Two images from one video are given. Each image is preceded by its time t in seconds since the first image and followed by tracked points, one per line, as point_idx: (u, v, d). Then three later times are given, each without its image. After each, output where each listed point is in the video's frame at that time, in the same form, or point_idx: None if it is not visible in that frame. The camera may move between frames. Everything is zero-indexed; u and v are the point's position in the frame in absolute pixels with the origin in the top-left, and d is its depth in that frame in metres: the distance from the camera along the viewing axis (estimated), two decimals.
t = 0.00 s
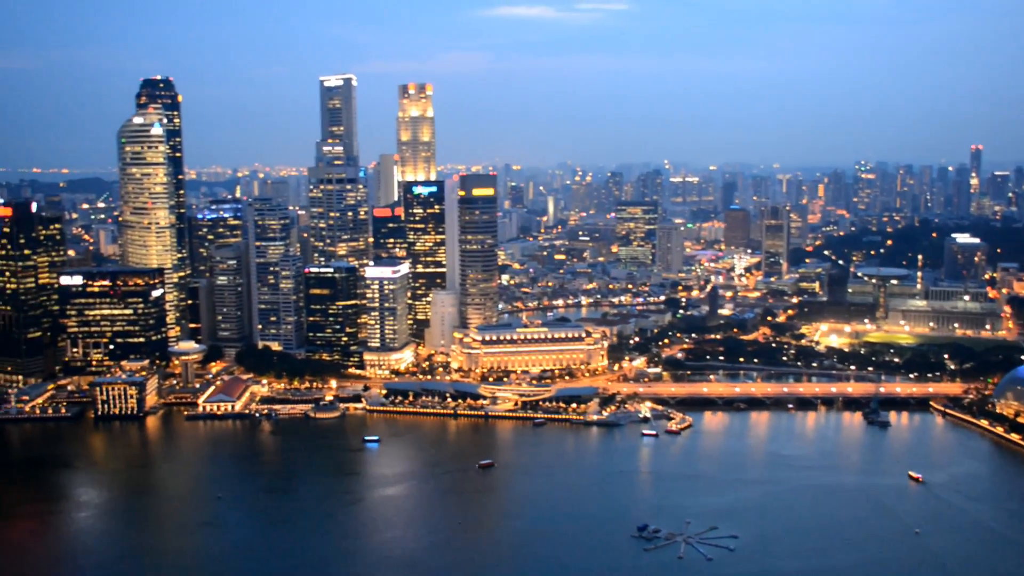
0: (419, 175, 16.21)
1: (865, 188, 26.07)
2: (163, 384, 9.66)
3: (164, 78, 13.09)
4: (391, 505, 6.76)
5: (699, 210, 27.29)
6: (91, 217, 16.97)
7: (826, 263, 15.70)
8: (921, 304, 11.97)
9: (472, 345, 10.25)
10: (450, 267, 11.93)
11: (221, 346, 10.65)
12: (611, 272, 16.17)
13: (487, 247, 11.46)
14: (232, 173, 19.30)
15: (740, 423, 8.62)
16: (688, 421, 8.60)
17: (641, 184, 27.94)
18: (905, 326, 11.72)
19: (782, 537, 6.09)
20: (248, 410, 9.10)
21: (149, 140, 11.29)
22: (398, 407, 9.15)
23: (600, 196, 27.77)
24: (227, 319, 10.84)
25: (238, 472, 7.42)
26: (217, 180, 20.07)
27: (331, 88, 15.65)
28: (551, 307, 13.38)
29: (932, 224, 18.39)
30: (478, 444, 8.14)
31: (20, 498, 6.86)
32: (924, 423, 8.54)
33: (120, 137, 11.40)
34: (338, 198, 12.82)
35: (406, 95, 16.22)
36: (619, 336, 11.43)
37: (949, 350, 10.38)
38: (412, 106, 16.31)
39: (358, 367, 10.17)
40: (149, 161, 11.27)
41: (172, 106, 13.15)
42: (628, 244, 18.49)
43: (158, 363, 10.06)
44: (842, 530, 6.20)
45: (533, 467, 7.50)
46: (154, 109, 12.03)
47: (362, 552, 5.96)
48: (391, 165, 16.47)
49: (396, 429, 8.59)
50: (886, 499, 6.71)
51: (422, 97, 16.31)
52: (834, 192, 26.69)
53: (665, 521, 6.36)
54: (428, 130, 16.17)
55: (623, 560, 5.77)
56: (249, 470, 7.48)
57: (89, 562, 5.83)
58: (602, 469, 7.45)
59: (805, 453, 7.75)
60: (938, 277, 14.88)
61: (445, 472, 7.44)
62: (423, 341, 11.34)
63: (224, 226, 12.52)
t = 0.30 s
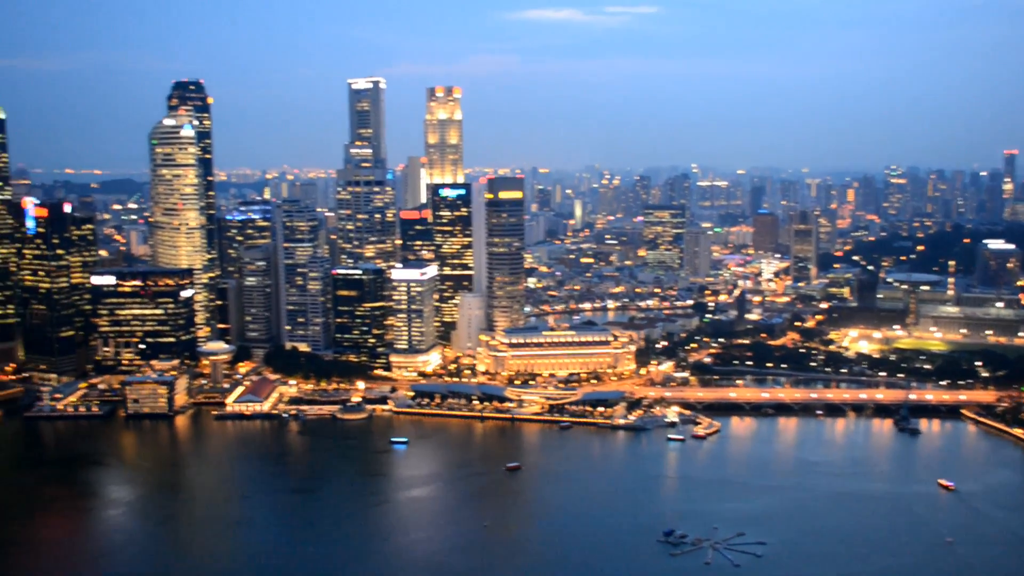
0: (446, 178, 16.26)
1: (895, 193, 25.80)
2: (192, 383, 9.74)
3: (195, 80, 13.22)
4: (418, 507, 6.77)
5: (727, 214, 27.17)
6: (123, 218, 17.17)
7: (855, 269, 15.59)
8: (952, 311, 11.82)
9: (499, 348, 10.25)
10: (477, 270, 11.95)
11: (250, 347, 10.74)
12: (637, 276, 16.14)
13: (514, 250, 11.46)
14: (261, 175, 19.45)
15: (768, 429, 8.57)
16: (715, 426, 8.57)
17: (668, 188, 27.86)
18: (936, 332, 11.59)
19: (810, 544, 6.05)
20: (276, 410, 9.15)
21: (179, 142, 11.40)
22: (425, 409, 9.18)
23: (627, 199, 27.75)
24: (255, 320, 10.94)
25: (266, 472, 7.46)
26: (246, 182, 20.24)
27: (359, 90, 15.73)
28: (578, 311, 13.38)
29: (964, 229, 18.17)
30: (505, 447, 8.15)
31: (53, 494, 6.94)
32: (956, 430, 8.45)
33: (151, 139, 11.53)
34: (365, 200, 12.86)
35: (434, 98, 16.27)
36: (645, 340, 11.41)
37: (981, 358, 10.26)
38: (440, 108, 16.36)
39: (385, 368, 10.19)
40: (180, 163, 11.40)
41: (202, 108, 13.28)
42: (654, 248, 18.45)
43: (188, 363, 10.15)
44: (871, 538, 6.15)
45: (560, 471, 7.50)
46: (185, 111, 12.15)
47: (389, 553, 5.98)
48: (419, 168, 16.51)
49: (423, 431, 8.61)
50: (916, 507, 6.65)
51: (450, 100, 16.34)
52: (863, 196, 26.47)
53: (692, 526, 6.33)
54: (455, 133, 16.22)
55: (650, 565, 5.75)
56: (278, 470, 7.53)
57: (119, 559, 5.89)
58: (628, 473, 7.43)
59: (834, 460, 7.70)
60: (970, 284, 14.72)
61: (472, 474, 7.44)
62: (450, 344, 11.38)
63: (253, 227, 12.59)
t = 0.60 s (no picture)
0: (477, 181, 16.30)
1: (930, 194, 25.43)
2: (226, 387, 9.84)
3: (228, 86, 13.34)
4: (449, 510, 6.79)
5: (759, 216, 26.97)
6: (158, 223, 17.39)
7: (889, 271, 15.41)
8: (989, 314, 11.66)
9: (530, 351, 10.26)
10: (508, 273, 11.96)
11: (282, 351, 10.82)
12: (669, 279, 16.08)
13: (545, 253, 11.45)
14: (294, 180, 19.60)
15: (801, 433, 8.50)
16: (747, 429, 8.50)
17: (699, 190, 27.71)
18: (972, 335, 11.42)
19: (844, 549, 5.99)
20: (308, 413, 9.22)
21: (212, 148, 11.48)
22: (455, 413, 9.20)
23: (659, 202, 27.68)
24: (288, 324, 11.03)
25: (298, 475, 7.51)
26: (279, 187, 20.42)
27: (390, 95, 15.82)
28: (608, 314, 13.34)
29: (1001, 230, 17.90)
30: (535, 450, 8.15)
31: (89, 495, 7.03)
32: (994, 435, 8.32)
33: (185, 145, 11.63)
34: (396, 204, 12.91)
35: (464, 102, 16.31)
36: (676, 343, 11.36)
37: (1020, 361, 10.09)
38: (470, 112, 16.39)
39: (416, 372, 10.26)
40: (213, 168, 11.46)
41: (235, 114, 13.41)
42: (685, 251, 18.37)
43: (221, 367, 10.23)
44: (907, 544, 6.07)
45: (590, 475, 7.48)
46: (218, 117, 12.29)
47: (420, 556, 6.00)
48: (449, 172, 16.58)
49: (453, 434, 8.62)
50: (952, 513, 6.55)
51: (480, 104, 16.37)
52: (898, 198, 26.14)
53: (724, 530, 6.29)
54: (485, 137, 16.25)
55: (681, 570, 5.71)
56: (309, 473, 7.57)
57: (154, 560, 5.95)
58: (660, 477, 7.39)
59: (868, 464, 7.61)
60: (1008, 286, 14.49)
61: (503, 477, 7.45)
62: (480, 347, 11.40)
63: (285, 231, 12.74)
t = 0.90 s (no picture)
0: (491, 184, 16.30)
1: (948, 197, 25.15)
2: (240, 389, 9.88)
3: (245, 90, 13.43)
4: (462, 512, 6.79)
5: (775, 219, 26.85)
6: (174, 226, 17.49)
7: (905, 274, 15.32)
8: (1007, 317, 11.53)
9: (544, 354, 10.26)
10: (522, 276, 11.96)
11: (297, 353, 10.86)
12: (683, 282, 16.03)
13: (559, 256, 11.44)
14: (309, 183, 19.66)
15: (815, 437, 8.46)
16: (761, 433, 8.47)
17: (714, 193, 27.61)
18: (990, 339, 11.34)
19: (859, 554, 5.95)
20: (322, 415, 9.24)
21: (228, 151, 11.58)
22: (469, 415, 9.19)
23: (673, 205, 27.62)
24: (302, 327, 11.04)
25: (313, 477, 7.53)
26: (295, 190, 20.47)
27: (405, 98, 15.87)
28: (623, 317, 13.33)
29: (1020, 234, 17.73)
30: (549, 453, 8.14)
31: (104, 496, 7.08)
32: (1011, 440, 8.25)
33: (201, 148, 11.70)
34: (411, 207, 12.94)
35: (479, 105, 16.32)
36: (691, 346, 11.33)
37: None
38: (485, 115, 16.41)
39: (430, 375, 10.25)
40: (229, 171, 11.58)
41: (251, 117, 13.47)
42: (700, 254, 18.33)
43: (236, 369, 10.28)
44: (922, 549, 6.03)
45: (604, 478, 7.47)
46: (234, 121, 12.33)
47: (433, 558, 6.00)
48: (464, 174, 16.60)
49: (467, 437, 8.63)
50: (969, 518, 6.51)
51: (495, 107, 16.39)
52: (915, 201, 25.92)
53: (738, 534, 6.26)
54: (500, 140, 16.26)
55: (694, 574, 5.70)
56: (324, 474, 7.59)
57: (168, 561, 5.98)
58: (674, 480, 7.37)
59: (884, 469, 7.57)
60: None
61: (516, 480, 7.45)
62: (494, 350, 11.41)
63: (300, 234, 12.85)
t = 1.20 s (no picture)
0: (504, 186, 16.32)
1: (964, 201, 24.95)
2: (253, 391, 9.91)
3: (259, 92, 13.48)
4: (474, 515, 6.79)
5: (788, 222, 26.76)
6: (189, 227, 17.56)
7: (920, 278, 15.25)
8: None
9: (556, 357, 10.26)
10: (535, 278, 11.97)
11: (310, 355, 10.90)
12: (696, 285, 16.00)
13: (571, 259, 11.42)
14: (322, 185, 19.72)
15: (829, 440, 8.42)
16: (775, 437, 8.45)
17: (727, 196, 27.55)
18: (1006, 344, 11.26)
19: (873, 559, 5.92)
20: (335, 417, 9.26)
21: (242, 153, 11.62)
22: (482, 417, 9.20)
23: (686, 208, 27.56)
24: (315, 328, 11.07)
25: (326, 479, 7.54)
26: (308, 192, 20.55)
27: (418, 101, 15.89)
28: (635, 320, 13.32)
29: None
30: (561, 456, 8.14)
31: (120, 496, 7.11)
32: None
33: (216, 150, 11.76)
34: (424, 209, 12.96)
35: (491, 107, 16.31)
36: (704, 349, 11.30)
37: None
38: (498, 117, 16.42)
39: (443, 376, 10.31)
40: (243, 173, 11.63)
41: (265, 119, 13.50)
42: (713, 257, 18.30)
43: (249, 370, 10.31)
44: (937, 555, 6.00)
45: (617, 481, 7.46)
46: (249, 122, 12.37)
47: (445, 561, 6.00)
48: (477, 177, 16.62)
49: (480, 439, 8.63)
50: (984, 524, 6.47)
51: (508, 109, 16.41)
52: (930, 204, 25.76)
53: (751, 538, 6.24)
54: (513, 142, 16.28)
55: None
56: (337, 476, 7.61)
57: (182, 561, 6.00)
58: (686, 484, 7.36)
59: (898, 473, 7.53)
60: None
61: (529, 483, 7.44)
62: (507, 352, 11.42)
63: (313, 236, 12.86)
